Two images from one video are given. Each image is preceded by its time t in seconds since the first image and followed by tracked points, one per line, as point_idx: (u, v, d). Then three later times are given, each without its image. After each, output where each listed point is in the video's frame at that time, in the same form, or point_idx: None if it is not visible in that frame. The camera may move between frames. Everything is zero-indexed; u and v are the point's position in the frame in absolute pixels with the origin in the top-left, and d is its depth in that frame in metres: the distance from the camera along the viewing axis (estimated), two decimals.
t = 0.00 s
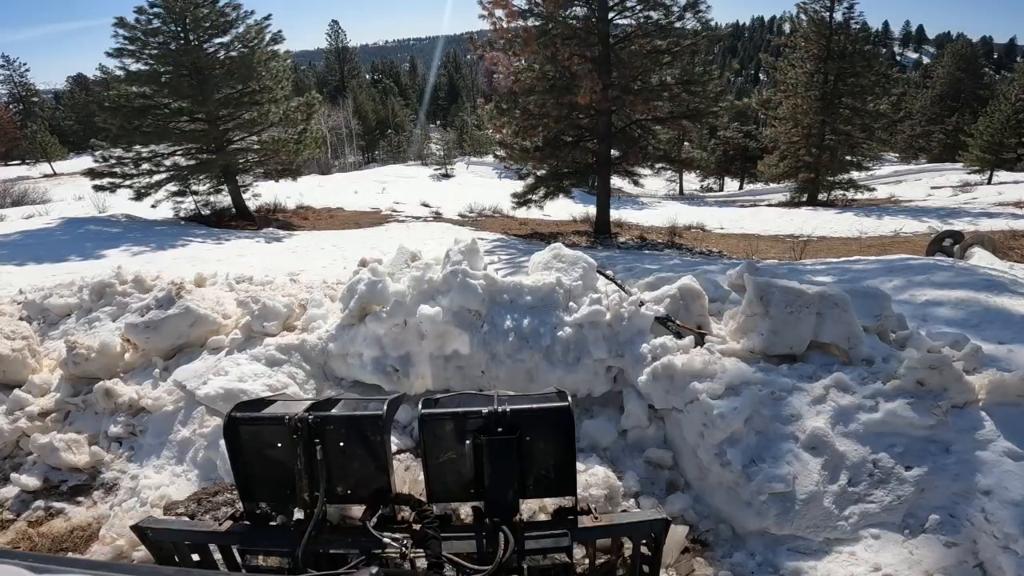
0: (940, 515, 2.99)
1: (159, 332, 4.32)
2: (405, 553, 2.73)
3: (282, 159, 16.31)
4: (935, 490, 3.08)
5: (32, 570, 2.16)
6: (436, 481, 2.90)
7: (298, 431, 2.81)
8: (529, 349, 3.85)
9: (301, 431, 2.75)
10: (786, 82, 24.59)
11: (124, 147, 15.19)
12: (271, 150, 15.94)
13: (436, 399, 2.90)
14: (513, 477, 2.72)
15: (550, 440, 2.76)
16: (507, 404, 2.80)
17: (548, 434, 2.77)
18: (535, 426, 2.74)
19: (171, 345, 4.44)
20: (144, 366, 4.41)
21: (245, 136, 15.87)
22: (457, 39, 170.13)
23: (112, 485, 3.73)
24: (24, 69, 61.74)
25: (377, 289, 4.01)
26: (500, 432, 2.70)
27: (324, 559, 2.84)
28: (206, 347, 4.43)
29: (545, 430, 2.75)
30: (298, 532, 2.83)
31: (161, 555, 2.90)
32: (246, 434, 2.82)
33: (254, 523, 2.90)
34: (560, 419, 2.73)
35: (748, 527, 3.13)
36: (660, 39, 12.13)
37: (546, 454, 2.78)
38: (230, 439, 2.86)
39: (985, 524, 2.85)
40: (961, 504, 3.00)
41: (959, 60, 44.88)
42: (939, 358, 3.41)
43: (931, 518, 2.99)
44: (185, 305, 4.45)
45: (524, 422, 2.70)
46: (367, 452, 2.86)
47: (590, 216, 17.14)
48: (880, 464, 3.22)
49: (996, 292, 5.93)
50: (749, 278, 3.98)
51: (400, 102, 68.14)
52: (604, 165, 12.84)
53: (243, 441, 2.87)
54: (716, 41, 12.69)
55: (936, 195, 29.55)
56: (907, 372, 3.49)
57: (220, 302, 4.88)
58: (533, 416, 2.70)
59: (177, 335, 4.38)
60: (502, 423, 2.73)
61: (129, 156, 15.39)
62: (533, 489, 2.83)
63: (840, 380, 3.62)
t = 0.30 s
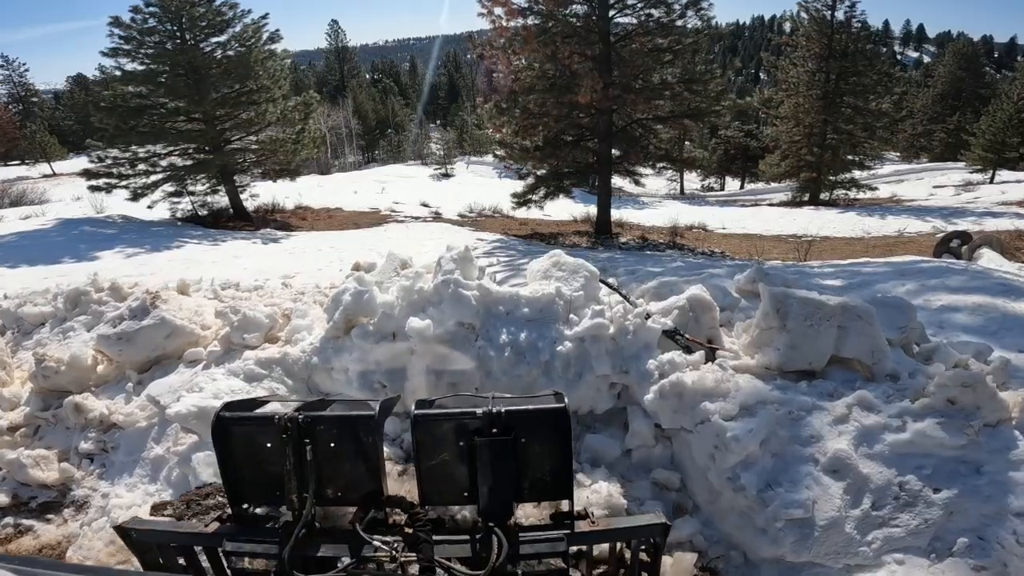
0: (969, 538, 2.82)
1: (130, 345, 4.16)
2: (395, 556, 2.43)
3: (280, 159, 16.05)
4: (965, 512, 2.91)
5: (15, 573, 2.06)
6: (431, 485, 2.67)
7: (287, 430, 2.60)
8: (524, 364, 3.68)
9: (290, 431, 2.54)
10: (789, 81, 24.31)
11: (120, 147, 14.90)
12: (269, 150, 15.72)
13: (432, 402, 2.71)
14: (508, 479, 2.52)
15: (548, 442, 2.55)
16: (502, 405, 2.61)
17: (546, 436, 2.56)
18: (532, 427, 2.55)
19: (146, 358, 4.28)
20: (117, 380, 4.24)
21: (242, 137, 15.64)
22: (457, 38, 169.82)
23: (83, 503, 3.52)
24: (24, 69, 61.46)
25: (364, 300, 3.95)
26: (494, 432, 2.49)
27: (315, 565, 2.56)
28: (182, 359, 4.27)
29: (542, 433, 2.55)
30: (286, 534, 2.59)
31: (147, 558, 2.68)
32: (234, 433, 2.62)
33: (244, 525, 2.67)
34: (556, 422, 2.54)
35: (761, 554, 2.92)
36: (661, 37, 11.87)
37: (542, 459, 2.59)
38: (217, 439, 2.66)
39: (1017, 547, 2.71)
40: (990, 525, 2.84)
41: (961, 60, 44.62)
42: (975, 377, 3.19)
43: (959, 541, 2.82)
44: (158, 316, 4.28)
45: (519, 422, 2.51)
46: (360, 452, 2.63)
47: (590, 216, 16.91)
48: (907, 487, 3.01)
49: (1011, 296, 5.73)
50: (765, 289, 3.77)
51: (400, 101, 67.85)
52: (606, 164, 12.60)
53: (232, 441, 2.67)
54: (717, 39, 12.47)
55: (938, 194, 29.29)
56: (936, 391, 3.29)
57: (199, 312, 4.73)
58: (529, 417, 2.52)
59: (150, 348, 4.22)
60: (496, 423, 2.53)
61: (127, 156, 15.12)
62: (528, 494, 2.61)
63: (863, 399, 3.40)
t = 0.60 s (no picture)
0: (989, 550, 2.74)
1: (117, 353, 4.05)
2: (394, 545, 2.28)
3: (280, 159, 15.89)
4: (986, 525, 2.81)
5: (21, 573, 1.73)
6: (432, 479, 2.54)
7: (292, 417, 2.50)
8: (525, 373, 3.58)
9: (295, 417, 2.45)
10: (789, 80, 24.14)
11: (117, 147, 14.75)
12: (268, 150, 15.58)
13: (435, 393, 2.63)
14: (510, 470, 2.39)
15: (556, 432, 2.44)
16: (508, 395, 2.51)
17: (550, 429, 2.45)
18: (535, 420, 2.44)
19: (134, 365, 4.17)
20: (105, 389, 4.13)
21: (240, 137, 15.48)
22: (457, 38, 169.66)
23: (68, 515, 3.40)
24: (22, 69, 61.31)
25: (358, 308, 3.85)
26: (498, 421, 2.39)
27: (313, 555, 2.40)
28: (172, 367, 4.16)
29: (545, 427, 2.45)
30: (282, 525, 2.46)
31: (140, 549, 2.54)
32: (238, 419, 2.54)
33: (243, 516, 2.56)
34: (560, 415, 2.44)
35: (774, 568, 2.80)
36: (662, 36, 11.70)
37: (545, 455, 2.47)
38: (221, 427, 2.56)
39: None
40: (1012, 538, 2.76)
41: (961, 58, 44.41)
42: (997, 388, 3.09)
43: (980, 555, 2.73)
44: (146, 322, 4.17)
45: (524, 411, 2.41)
46: (365, 441, 2.53)
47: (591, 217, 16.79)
48: (927, 500, 2.90)
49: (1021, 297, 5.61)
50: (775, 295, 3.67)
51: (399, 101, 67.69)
52: (608, 163, 12.42)
53: (235, 428, 2.57)
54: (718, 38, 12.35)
55: (939, 194, 29.16)
56: (958, 402, 3.19)
57: (188, 318, 4.63)
58: (534, 407, 2.42)
59: (137, 356, 4.10)
60: (501, 413, 2.42)
61: (126, 156, 14.93)
62: (531, 490, 2.49)
63: (882, 410, 3.28)
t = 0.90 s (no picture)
0: (991, 552, 2.72)
1: (114, 355, 4.04)
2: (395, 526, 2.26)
3: (280, 159, 15.84)
4: (988, 527, 2.79)
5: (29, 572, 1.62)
6: (435, 453, 2.48)
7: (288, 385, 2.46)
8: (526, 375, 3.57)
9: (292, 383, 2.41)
10: (790, 80, 24.08)
11: (116, 147, 14.72)
12: (267, 150, 15.54)
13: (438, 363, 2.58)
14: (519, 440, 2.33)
15: (564, 399, 2.39)
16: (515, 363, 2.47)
17: (558, 397, 2.40)
18: (544, 389, 2.39)
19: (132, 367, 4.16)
20: (103, 391, 4.12)
21: (239, 137, 15.44)
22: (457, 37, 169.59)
23: (66, 516, 3.38)
24: (23, 69, 61.30)
25: (357, 310, 3.88)
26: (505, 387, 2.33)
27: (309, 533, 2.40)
28: (170, 369, 4.15)
29: (553, 395, 2.40)
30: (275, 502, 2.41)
31: (131, 531, 2.57)
32: (232, 389, 2.50)
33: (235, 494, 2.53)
34: (567, 381, 2.41)
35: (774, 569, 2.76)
36: (662, 35, 11.65)
37: (553, 428, 2.42)
38: (215, 396, 2.51)
39: None
40: (1014, 540, 2.74)
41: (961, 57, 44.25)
42: (1000, 390, 3.08)
43: (982, 557, 2.70)
44: (144, 324, 4.16)
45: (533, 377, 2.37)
46: (362, 410, 2.49)
47: (591, 216, 16.74)
48: (929, 502, 2.88)
49: None
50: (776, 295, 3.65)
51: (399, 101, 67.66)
52: (608, 163, 12.37)
53: (229, 398, 2.52)
54: (719, 37, 12.29)
55: (940, 193, 29.07)
56: (962, 404, 3.18)
57: (186, 320, 4.61)
58: (544, 373, 2.38)
59: (135, 358, 4.09)
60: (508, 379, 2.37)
61: (125, 156, 14.91)
62: (540, 464, 2.42)
63: (884, 412, 3.27)
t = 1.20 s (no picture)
0: (994, 552, 2.71)
1: (115, 356, 4.05)
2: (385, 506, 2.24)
3: (280, 159, 15.82)
4: (990, 528, 2.78)
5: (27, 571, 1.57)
6: (430, 427, 2.49)
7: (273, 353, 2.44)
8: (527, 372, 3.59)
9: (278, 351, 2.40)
10: (790, 79, 24.04)
11: (116, 147, 14.71)
12: (267, 150, 15.51)
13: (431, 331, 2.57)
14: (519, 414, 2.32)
15: (564, 369, 2.40)
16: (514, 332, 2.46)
17: (557, 367, 2.40)
18: (543, 358, 2.40)
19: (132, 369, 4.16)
20: (103, 391, 4.11)
21: (239, 137, 15.43)
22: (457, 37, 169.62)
23: (66, 517, 3.37)
24: (23, 69, 61.30)
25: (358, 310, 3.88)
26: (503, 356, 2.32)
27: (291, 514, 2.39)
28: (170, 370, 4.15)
29: (552, 366, 2.40)
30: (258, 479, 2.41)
31: (106, 511, 2.57)
32: (216, 358, 2.48)
33: (215, 472, 2.51)
34: (565, 351, 2.40)
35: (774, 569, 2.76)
36: (662, 35, 11.64)
37: (553, 400, 2.43)
38: (198, 366, 2.49)
39: None
40: (1017, 541, 2.73)
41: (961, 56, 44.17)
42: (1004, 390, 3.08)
43: (985, 557, 2.70)
44: (145, 325, 4.19)
45: (532, 348, 2.38)
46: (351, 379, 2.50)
47: (591, 216, 16.71)
48: (931, 502, 2.87)
49: None
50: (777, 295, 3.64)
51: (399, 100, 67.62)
52: (608, 162, 12.33)
53: (213, 368, 2.51)
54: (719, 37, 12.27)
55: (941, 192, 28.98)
56: (964, 404, 3.18)
57: (187, 320, 4.61)
58: (545, 343, 2.38)
59: (135, 358, 4.10)
60: (506, 348, 2.36)
61: (124, 157, 14.89)
62: (540, 440, 2.44)
63: (885, 412, 3.26)
